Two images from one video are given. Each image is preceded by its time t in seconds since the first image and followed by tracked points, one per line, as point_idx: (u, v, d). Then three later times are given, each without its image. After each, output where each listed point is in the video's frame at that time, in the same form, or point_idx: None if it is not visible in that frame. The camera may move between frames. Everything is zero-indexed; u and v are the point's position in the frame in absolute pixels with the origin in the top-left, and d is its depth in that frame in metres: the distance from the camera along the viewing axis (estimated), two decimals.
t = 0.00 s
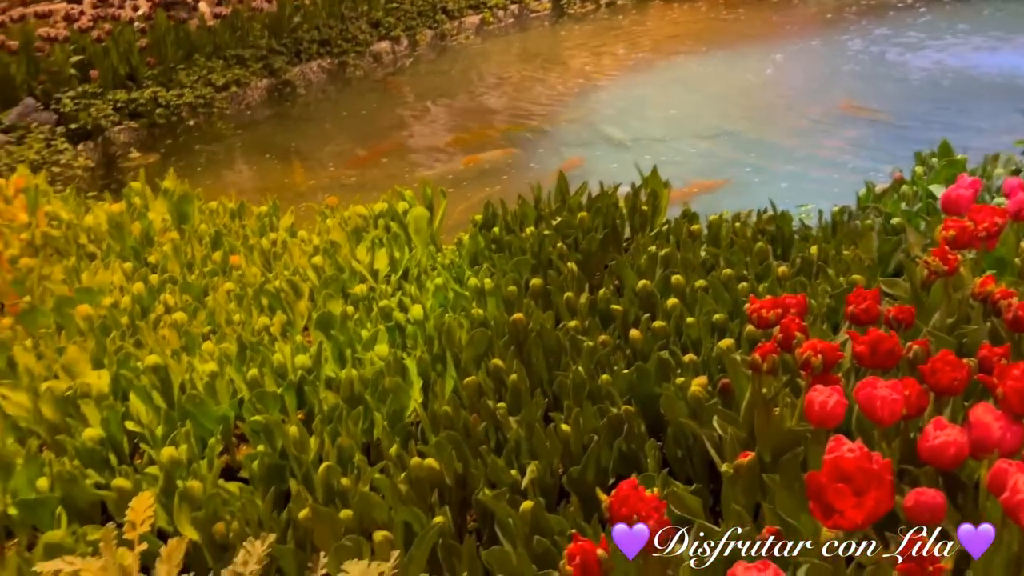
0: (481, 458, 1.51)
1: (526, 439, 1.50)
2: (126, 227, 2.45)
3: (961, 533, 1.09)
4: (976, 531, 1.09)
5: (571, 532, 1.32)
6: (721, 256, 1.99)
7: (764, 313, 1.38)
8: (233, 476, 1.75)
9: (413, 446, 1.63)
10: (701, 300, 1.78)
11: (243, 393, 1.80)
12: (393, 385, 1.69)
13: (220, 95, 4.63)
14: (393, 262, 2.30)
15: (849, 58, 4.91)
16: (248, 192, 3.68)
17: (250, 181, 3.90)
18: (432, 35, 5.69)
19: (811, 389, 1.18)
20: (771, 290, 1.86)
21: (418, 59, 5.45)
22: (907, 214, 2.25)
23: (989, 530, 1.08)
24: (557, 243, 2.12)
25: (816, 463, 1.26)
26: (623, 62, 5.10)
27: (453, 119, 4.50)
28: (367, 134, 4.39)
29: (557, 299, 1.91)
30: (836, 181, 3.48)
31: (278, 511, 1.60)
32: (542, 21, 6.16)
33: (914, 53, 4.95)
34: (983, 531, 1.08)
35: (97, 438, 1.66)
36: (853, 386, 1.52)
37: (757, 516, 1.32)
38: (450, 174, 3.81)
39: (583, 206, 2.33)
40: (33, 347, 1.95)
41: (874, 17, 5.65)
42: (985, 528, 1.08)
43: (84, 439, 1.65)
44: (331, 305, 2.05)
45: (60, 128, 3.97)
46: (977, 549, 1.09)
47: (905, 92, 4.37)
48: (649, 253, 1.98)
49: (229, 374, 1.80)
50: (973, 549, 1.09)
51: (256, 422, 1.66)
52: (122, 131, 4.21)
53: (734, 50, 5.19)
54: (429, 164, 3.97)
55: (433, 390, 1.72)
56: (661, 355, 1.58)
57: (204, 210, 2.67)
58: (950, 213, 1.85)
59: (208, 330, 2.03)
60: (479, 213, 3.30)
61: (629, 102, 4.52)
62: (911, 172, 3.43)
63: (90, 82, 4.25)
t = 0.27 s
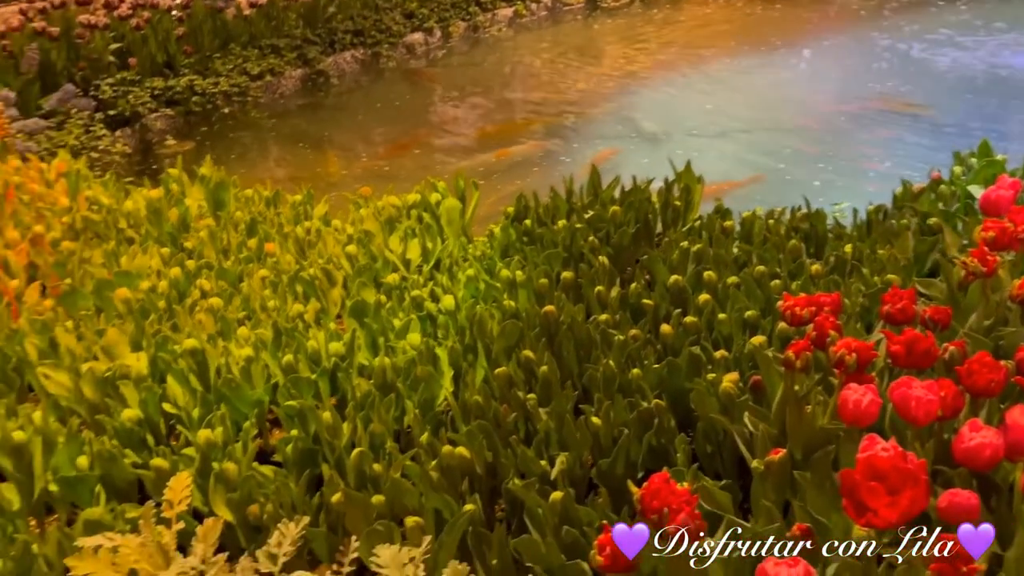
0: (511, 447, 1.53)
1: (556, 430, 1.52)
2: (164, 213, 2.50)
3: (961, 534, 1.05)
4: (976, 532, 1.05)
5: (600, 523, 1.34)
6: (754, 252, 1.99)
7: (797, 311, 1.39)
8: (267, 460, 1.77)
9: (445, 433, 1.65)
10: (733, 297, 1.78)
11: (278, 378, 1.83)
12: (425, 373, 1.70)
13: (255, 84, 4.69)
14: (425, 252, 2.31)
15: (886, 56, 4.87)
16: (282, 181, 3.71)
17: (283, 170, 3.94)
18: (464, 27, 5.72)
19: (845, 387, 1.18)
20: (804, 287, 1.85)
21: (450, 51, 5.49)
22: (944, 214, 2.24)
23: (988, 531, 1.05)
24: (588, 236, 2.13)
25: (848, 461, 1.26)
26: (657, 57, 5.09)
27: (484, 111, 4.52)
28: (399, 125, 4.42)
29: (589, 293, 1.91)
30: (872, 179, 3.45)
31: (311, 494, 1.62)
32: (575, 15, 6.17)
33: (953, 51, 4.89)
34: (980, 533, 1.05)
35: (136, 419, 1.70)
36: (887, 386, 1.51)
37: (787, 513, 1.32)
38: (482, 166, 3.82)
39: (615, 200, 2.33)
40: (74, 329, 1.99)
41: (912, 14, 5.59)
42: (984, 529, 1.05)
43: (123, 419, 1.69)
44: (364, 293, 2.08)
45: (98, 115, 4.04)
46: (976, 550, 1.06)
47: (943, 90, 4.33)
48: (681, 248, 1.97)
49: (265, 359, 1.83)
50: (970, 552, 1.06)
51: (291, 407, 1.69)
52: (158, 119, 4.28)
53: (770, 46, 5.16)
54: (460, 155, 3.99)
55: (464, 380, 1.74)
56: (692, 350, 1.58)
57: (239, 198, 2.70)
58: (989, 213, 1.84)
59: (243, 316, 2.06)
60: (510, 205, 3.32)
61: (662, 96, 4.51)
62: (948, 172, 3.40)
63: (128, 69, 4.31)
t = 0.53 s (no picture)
0: (546, 440, 1.53)
1: (592, 424, 1.53)
2: (205, 201, 2.55)
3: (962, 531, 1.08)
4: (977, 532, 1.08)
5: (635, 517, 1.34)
6: (793, 252, 1.98)
7: (837, 311, 1.39)
8: (305, 447, 1.80)
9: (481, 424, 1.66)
10: (771, 296, 1.78)
11: (316, 366, 1.85)
12: (462, 364, 1.72)
13: (293, 74, 4.78)
14: (462, 245, 2.32)
15: (928, 56, 4.82)
16: (319, 171, 3.75)
17: (320, 160, 3.98)
18: (501, 21, 5.76)
19: (887, 390, 1.18)
20: (843, 288, 1.84)
21: (486, 45, 5.53)
22: (988, 217, 2.21)
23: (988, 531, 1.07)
24: (625, 232, 2.14)
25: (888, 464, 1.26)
26: (694, 54, 5.07)
27: (519, 106, 4.53)
28: (435, 118, 4.44)
29: (625, 289, 1.92)
30: (914, 181, 3.42)
31: (348, 481, 1.64)
32: (612, 10, 6.17)
33: (997, 53, 4.82)
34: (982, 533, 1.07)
35: (178, 402, 1.74)
36: (929, 390, 1.50)
37: (824, 514, 1.33)
38: (517, 161, 3.83)
39: (652, 196, 2.33)
40: (119, 313, 2.04)
41: (957, 14, 5.51)
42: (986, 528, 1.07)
43: (166, 402, 1.72)
44: (402, 284, 2.09)
45: (141, 104, 4.13)
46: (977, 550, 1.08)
47: (986, 93, 4.28)
48: (719, 246, 1.97)
49: (304, 347, 1.86)
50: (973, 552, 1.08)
51: (329, 394, 1.71)
52: (199, 109, 4.36)
53: (810, 45, 5.11)
54: (496, 150, 4.00)
55: (501, 372, 1.75)
56: (730, 349, 1.58)
57: (279, 187, 2.74)
58: None
59: (282, 304, 2.09)
60: (546, 199, 3.33)
61: (700, 93, 4.50)
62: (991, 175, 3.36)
63: (171, 58, 4.46)
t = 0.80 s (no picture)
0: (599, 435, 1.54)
1: (646, 422, 1.52)
2: (262, 190, 2.61)
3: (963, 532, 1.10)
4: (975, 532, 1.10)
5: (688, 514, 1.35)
6: (849, 254, 1.97)
7: (898, 315, 1.40)
8: (359, 434, 1.83)
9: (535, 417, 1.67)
10: (826, 299, 1.78)
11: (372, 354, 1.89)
12: (516, 357, 1.74)
13: (344, 67, 4.89)
14: (514, 239, 2.33)
15: (986, 60, 4.74)
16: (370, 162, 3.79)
17: (369, 152, 4.03)
18: (550, 17, 5.82)
19: (952, 396, 1.18)
20: (900, 292, 1.83)
21: (536, 40, 5.60)
22: None
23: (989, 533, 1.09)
24: (679, 230, 2.14)
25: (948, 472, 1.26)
26: (746, 53, 5.04)
27: (567, 101, 4.55)
28: (483, 113, 4.47)
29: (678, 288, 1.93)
30: (971, 186, 3.37)
31: (403, 469, 1.67)
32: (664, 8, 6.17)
33: None
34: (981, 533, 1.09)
35: (236, 386, 1.79)
36: (992, 398, 1.49)
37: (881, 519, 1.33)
38: (565, 157, 3.85)
39: (707, 195, 2.33)
40: (180, 297, 2.10)
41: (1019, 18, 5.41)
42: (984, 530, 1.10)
43: (226, 385, 1.77)
44: (455, 276, 2.11)
45: (197, 93, 4.28)
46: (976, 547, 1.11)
47: None
48: (774, 247, 1.97)
49: (360, 336, 1.90)
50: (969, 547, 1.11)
51: (384, 382, 1.74)
52: (252, 99, 4.50)
53: (865, 45, 5.05)
54: (544, 145, 4.02)
55: (554, 365, 1.76)
56: (785, 350, 1.59)
57: (333, 178, 2.79)
58: None
59: (337, 292, 2.13)
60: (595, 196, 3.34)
61: (749, 92, 4.47)
62: None
63: (228, 50, 4.67)
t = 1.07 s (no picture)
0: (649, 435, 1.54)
1: (696, 422, 1.53)
2: (313, 183, 2.66)
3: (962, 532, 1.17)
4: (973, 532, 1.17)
5: (740, 518, 1.36)
6: (902, 259, 1.96)
7: (958, 321, 1.38)
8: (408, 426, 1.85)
9: (583, 413, 1.68)
10: (879, 303, 1.77)
11: (422, 348, 1.92)
12: (565, 353, 1.75)
13: (389, 63, 4.96)
14: (561, 237, 2.35)
15: None
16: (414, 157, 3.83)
17: (413, 147, 4.06)
18: (594, 16, 5.84)
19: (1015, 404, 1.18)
20: (955, 298, 1.81)
21: (580, 39, 5.63)
22: None
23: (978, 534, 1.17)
24: (729, 231, 2.14)
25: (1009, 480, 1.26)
26: (792, 54, 5.01)
27: (610, 99, 4.56)
28: (526, 110, 4.48)
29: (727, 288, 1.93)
30: None
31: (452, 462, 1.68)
32: (709, 7, 6.15)
33: None
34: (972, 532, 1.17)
35: (289, 375, 1.83)
36: None
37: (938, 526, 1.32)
38: (610, 156, 3.85)
39: (757, 196, 2.33)
40: (233, 287, 2.17)
41: None
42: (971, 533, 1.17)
43: (279, 374, 1.81)
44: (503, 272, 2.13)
45: (246, 87, 4.37)
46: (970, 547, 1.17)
47: None
48: (826, 250, 1.97)
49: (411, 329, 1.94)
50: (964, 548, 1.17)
51: (434, 375, 1.76)
52: (299, 93, 4.59)
53: (915, 48, 4.99)
54: (588, 143, 4.02)
55: (603, 363, 1.77)
56: (838, 354, 1.58)
57: (381, 172, 2.82)
58: None
59: (386, 285, 2.16)
60: (640, 195, 3.34)
61: (796, 93, 4.44)
62: None
63: (276, 44, 4.78)
